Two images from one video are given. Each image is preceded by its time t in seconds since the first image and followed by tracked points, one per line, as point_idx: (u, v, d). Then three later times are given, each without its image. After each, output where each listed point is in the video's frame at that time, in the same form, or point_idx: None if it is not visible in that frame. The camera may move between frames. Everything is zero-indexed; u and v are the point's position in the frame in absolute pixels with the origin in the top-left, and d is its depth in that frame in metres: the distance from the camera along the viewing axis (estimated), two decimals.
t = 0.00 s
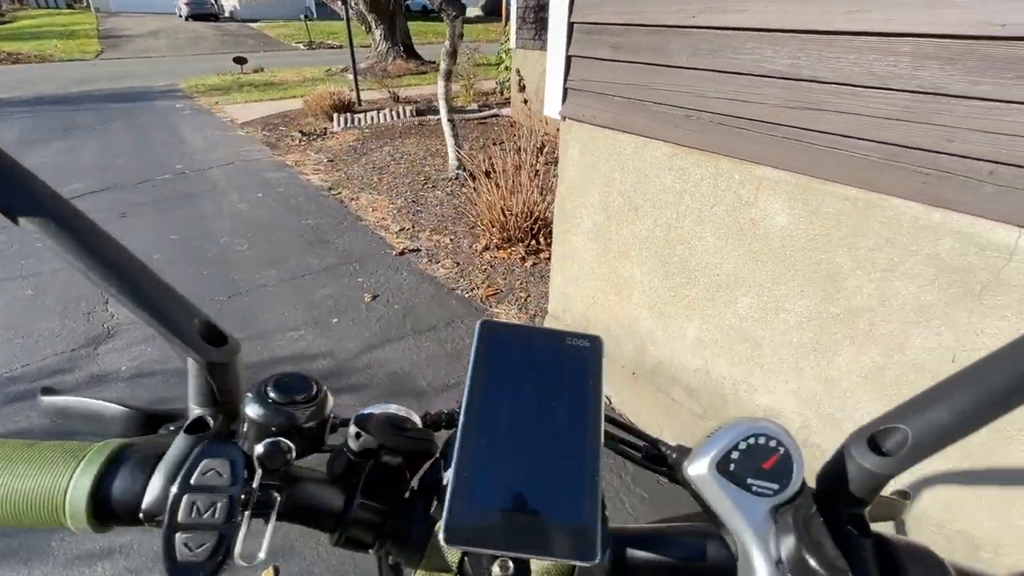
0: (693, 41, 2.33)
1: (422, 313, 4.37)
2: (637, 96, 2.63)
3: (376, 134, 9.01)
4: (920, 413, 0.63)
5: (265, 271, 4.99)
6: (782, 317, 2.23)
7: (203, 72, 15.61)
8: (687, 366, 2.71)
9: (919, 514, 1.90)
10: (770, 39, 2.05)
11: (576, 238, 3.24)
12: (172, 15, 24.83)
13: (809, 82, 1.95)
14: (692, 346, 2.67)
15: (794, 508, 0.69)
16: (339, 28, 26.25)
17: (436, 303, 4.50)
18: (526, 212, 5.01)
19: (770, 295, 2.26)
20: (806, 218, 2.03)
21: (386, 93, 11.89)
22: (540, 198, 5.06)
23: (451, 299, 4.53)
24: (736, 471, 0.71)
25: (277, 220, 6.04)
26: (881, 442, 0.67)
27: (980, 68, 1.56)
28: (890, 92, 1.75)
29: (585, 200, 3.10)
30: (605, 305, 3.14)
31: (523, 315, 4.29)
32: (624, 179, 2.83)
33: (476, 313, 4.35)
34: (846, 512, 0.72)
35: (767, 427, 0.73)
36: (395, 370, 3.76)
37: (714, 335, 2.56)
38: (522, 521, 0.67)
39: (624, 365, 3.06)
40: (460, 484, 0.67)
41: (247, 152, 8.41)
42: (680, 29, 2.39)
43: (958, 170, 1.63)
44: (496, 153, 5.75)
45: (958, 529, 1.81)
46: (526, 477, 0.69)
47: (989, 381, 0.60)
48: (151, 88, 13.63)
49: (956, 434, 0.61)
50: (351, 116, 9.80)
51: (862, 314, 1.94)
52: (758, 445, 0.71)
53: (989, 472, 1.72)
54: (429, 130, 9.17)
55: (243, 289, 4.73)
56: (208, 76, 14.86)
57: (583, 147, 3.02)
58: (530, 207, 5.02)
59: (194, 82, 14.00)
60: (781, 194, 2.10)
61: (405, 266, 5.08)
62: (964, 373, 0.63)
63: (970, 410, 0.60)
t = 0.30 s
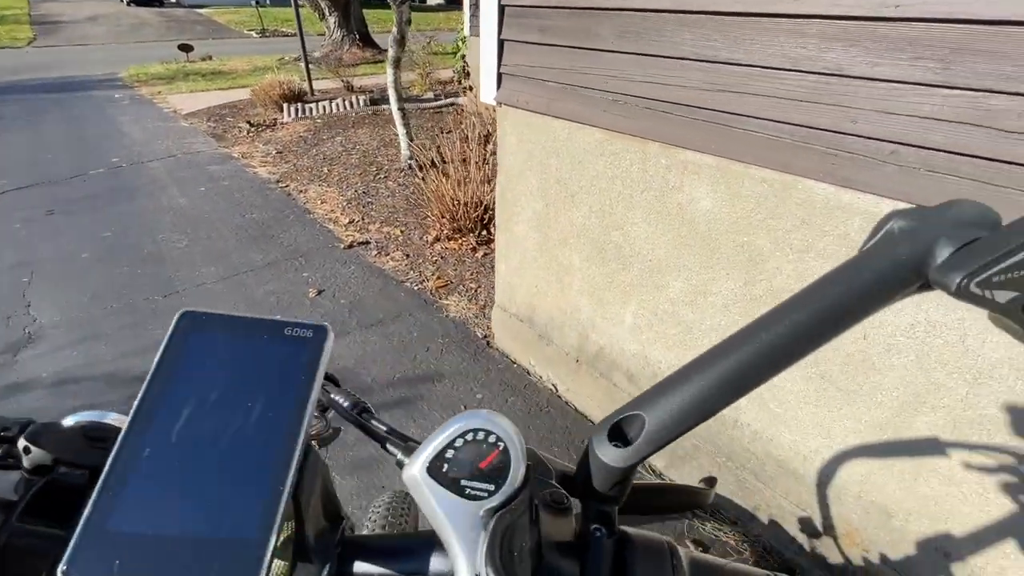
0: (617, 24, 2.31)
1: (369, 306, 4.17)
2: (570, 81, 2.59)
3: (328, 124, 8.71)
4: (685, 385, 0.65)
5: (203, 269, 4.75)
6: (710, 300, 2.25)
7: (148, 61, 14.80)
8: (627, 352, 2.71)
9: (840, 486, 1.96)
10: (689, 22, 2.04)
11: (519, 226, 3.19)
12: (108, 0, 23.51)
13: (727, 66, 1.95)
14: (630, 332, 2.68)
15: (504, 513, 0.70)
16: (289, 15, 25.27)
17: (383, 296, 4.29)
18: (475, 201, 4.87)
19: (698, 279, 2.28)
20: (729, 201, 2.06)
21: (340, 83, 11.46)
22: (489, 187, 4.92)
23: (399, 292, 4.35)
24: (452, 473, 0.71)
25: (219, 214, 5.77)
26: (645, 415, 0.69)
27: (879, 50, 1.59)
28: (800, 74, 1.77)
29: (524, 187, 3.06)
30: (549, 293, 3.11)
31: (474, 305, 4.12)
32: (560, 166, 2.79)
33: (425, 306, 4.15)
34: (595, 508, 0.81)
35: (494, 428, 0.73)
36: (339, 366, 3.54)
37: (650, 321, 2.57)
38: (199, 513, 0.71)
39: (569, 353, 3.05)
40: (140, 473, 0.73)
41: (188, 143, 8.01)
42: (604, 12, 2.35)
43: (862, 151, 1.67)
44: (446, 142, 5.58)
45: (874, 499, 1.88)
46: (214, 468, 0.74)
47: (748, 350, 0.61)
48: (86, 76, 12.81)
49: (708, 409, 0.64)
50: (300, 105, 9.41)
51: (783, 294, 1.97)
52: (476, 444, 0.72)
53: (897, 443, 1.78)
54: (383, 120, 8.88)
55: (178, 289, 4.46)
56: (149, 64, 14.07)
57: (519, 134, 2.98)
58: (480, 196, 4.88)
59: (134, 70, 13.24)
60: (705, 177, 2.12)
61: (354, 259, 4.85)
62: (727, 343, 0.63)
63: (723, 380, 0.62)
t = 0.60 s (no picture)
0: (564, 18, 2.33)
1: (333, 307, 4.11)
2: (521, 76, 2.61)
3: (291, 122, 8.55)
4: (513, 376, 0.59)
5: (159, 274, 4.62)
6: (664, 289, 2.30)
7: (98, 58, 14.23)
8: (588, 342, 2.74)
9: (788, 464, 2.04)
10: (631, 16, 2.08)
11: (479, 222, 3.19)
12: None
13: (669, 59, 2.00)
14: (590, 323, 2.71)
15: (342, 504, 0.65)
16: (245, 10, 24.61)
17: (347, 296, 4.25)
18: (439, 197, 4.84)
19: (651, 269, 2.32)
20: (675, 192, 2.12)
21: (302, 79, 11.22)
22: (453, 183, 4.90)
23: (364, 292, 4.30)
24: (291, 464, 0.67)
25: (176, 217, 5.62)
26: (472, 411, 0.63)
27: (806, 44, 1.65)
28: (735, 67, 1.83)
29: (481, 182, 3.07)
30: (511, 287, 3.13)
31: (440, 302, 4.12)
32: (515, 160, 2.80)
33: (390, 305, 4.13)
34: (447, 490, 0.74)
35: (337, 418, 0.70)
36: (303, 368, 3.51)
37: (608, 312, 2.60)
38: (22, 531, 0.66)
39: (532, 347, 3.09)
40: None
41: (143, 144, 7.76)
42: (552, 6, 2.37)
43: (793, 141, 1.73)
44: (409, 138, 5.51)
45: (819, 475, 1.96)
46: (40, 483, 0.68)
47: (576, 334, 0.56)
48: (32, 74, 12.24)
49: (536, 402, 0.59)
50: (259, 103, 9.18)
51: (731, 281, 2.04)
52: (315, 435, 0.69)
53: (838, 420, 1.86)
54: (345, 116, 8.74)
55: (132, 296, 4.31)
56: (100, 62, 13.52)
57: (473, 128, 2.97)
58: (445, 193, 4.84)
59: (83, 68, 12.69)
60: (651, 169, 2.17)
61: (317, 259, 4.78)
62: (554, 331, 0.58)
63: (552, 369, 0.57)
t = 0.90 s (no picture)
0: (536, 18, 2.36)
1: (315, 311, 4.10)
2: (496, 76, 2.63)
3: (266, 126, 8.47)
4: (477, 370, 0.64)
5: (136, 283, 4.56)
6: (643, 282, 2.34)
7: (64, 64, 13.89)
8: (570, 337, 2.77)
9: (767, 449, 2.09)
10: (601, 15, 2.12)
11: (459, 221, 3.21)
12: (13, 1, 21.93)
13: (640, 57, 2.04)
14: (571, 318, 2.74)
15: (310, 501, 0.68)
16: (215, 13, 24.24)
17: (329, 299, 4.24)
18: (419, 198, 4.85)
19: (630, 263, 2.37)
20: (650, 187, 2.16)
21: (275, 82, 11.10)
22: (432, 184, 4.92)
23: (346, 295, 4.29)
24: (257, 466, 0.70)
25: (152, 225, 5.54)
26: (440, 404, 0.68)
27: (770, 40, 1.70)
28: (704, 63, 1.87)
29: (460, 182, 3.08)
30: (494, 285, 3.15)
31: (423, 303, 4.13)
32: (493, 160, 2.83)
33: (373, 307, 4.13)
34: (414, 486, 0.77)
35: (302, 421, 0.73)
36: (286, 374, 3.50)
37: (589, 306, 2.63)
38: None
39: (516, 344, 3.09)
40: None
41: (114, 152, 7.63)
42: (524, 6, 2.39)
43: (762, 135, 1.78)
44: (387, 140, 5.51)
45: (797, 458, 2.02)
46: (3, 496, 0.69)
47: (535, 329, 0.61)
48: None
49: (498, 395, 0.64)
50: (233, 106, 9.07)
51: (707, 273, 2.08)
52: (282, 437, 0.72)
53: (813, 404, 1.92)
54: (321, 119, 8.69)
55: (108, 307, 4.25)
56: (66, 68, 13.21)
57: (450, 128, 2.98)
58: (425, 194, 4.84)
59: (48, 74, 12.38)
60: (626, 165, 2.21)
61: (298, 263, 4.76)
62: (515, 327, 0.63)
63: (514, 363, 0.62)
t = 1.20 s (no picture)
0: (509, 14, 2.35)
1: (298, 317, 4.06)
2: (471, 74, 2.62)
3: (244, 130, 8.37)
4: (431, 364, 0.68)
5: (113, 293, 4.48)
6: (625, 277, 2.35)
7: (36, 71, 13.60)
8: (554, 334, 2.76)
9: (750, 439, 2.11)
10: (574, 10, 2.12)
11: (440, 221, 3.19)
12: None
13: (613, 51, 2.04)
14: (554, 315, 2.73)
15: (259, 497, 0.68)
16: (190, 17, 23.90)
17: (312, 304, 4.20)
18: (400, 200, 4.82)
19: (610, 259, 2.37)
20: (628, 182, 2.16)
21: (254, 85, 10.97)
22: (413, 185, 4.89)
23: (329, 298, 4.25)
24: (204, 461, 0.69)
25: (128, 234, 5.44)
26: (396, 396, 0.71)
27: (740, 32, 1.71)
28: (676, 56, 1.88)
29: (439, 182, 3.06)
30: (477, 285, 3.14)
31: (407, 305, 4.10)
32: (471, 159, 2.81)
33: (356, 310, 4.10)
34: (371, 482, 0.78)
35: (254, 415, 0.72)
36: (269, 380, 3.45)
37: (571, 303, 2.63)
38: None
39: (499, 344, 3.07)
40: None
41: (88, 160, 7.49)
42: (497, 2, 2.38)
43: (734, 126, 1.79)
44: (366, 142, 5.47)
45: (780, 447, 2.04)
46: None
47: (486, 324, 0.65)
48: None
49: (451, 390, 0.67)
50: (210, 111, 8.94)
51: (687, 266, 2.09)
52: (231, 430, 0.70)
53: (793, 392, 1.94)
54: (301, 123, 8.60)
55: (84, 318, 4.16)
56: (38, 76, 12.94)
57: (428, 128, 2.96)
58: (406, 195, 4.81)
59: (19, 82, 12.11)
60: (603, 160, 2.21)
61: (279, 268, 4.71)
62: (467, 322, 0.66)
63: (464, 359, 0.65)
